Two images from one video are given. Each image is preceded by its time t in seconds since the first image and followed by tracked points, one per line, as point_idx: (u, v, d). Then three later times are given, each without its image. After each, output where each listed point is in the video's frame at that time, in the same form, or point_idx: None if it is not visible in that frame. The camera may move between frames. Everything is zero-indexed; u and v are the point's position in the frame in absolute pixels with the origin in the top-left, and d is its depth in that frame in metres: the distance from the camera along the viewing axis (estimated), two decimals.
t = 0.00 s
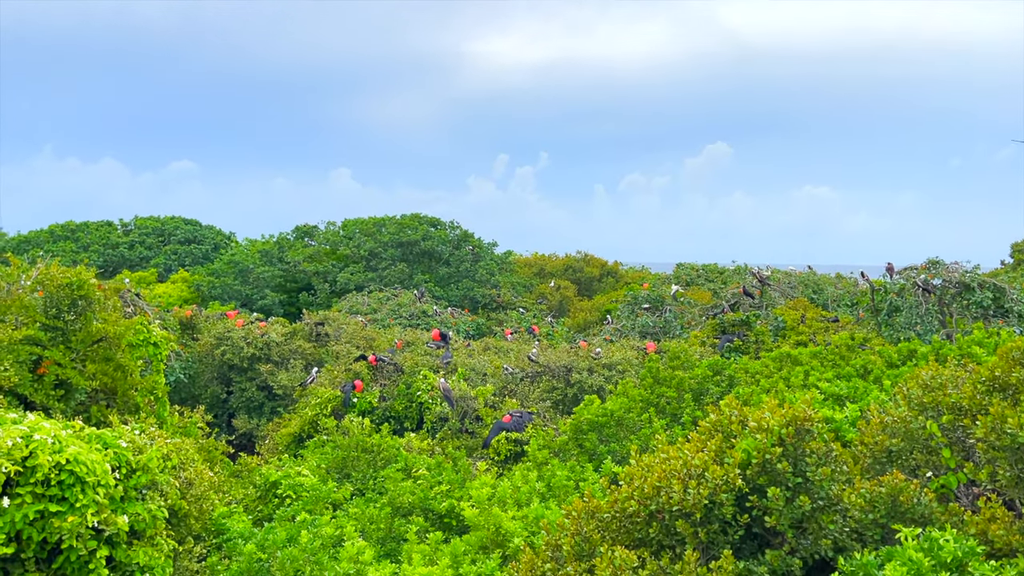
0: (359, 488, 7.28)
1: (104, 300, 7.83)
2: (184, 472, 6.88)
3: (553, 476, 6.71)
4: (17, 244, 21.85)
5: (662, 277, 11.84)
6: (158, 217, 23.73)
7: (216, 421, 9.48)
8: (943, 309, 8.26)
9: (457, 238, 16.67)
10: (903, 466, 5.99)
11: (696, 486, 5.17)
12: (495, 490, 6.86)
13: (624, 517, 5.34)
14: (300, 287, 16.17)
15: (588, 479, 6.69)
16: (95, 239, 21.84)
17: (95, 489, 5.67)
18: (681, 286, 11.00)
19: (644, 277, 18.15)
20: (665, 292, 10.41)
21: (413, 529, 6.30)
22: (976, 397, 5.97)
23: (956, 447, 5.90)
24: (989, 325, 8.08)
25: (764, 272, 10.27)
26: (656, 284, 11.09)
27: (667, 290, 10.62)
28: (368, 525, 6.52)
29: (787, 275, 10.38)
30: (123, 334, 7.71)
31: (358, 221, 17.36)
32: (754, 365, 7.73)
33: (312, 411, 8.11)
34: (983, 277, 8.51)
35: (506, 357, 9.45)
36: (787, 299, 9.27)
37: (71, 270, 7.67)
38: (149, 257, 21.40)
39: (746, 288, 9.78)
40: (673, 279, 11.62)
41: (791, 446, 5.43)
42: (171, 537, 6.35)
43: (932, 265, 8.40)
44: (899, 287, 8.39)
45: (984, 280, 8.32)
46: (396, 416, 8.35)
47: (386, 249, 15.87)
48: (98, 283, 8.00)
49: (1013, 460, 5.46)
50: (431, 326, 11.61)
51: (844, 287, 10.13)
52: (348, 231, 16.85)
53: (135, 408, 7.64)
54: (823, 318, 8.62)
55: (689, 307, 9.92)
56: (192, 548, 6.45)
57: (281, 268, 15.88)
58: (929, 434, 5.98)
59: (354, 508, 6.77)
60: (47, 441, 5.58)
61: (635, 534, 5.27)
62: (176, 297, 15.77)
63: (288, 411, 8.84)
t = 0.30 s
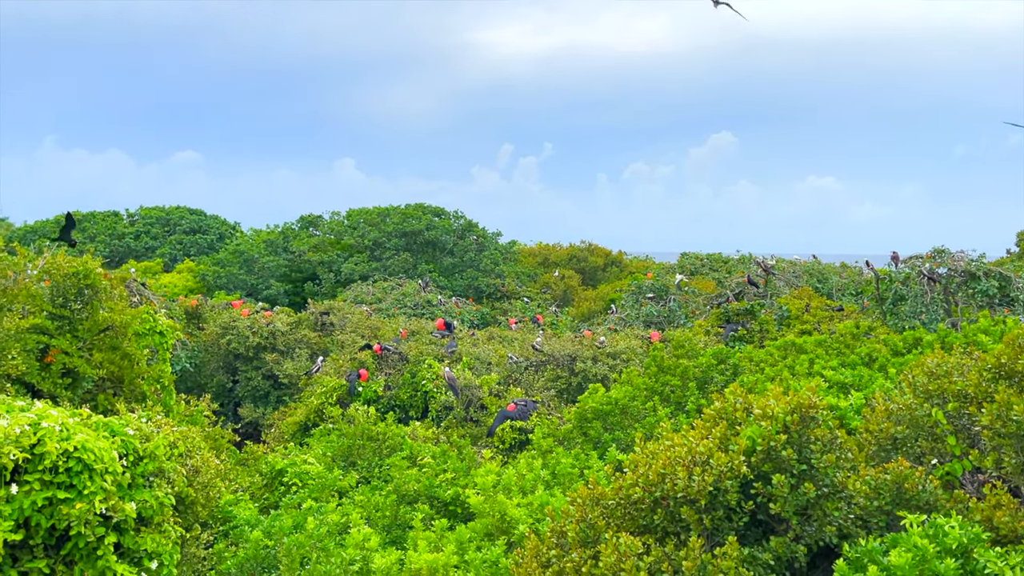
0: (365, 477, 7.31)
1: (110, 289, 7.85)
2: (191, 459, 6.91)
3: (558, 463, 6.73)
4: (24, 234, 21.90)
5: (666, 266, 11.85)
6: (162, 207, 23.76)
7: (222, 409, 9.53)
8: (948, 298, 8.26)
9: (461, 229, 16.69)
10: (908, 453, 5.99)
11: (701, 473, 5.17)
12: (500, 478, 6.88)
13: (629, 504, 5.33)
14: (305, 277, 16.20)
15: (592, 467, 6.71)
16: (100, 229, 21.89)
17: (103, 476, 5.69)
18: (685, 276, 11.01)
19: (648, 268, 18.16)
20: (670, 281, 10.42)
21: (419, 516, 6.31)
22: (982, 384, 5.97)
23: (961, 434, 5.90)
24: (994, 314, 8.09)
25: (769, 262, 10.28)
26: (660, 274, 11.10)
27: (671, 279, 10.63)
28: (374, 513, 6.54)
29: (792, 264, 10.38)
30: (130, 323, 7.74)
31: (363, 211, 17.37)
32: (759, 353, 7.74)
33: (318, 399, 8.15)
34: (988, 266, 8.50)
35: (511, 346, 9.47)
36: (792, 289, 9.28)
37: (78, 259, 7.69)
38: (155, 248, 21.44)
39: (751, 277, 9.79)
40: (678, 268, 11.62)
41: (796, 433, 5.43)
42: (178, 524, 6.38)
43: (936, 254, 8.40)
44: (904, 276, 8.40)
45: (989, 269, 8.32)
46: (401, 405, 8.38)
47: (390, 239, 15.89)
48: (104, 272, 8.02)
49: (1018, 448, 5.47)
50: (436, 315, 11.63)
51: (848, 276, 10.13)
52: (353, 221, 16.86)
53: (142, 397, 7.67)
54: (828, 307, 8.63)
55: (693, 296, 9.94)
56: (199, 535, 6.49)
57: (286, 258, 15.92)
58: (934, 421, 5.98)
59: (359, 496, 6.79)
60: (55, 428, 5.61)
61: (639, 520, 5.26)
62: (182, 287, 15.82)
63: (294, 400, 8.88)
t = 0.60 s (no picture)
0: (370, 465, 7.32)
1: (116, 279, 7.85)
2: (198, 448, 6.92)
3: (563, 451, 6.73)
4: (29, 224, 21.94)
5: (671, 254, 11.84)
6: (166, 197, 23.76)
7: (228, 399, 9.55)
8: (954, 286, 8.24)
9: (466, 217, 16.67)
10: (914, 441, 5.99)
11: (707, 461, 5.16)
12: (506, 466, 6.89)
13: (634, 492, 5.33)
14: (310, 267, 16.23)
15: (597, 455, 6.71)
16: (105, 219, 21.92)
17: (111, 464, 5.70)
18: (690, 264, 11.00)
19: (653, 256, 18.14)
20: (675, 270, 10.42)
21: (425, 504, 6.33)
22: (989, 371, 5.95)
23: (968, 422, 5.89)
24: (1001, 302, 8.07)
25: (774, 250, 10.26)
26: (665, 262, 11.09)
27: (676, 268, 10.62)
28: (380, 501, 6.56)
29: (798, 252, 10.36)
30: (135, 312, 7.74)
31: (367, 200, 17.36)
32: (764, 341, 7.74)
33: (323, 388, 8.16)
34: (995, 254, 8.47)
35: (515, 334, 9.48)
36: (797, 277, 9.27)
37: (83, 249, 7.68)
38: (159, 237, 21.48)
39: (756, 266, 9.78)
40: (683, 257, 11.61)
41: (802, 421, 5.41)
42: (185, 512, 6.40)
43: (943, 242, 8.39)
44: (911, 264, 8.38)
45: (996, 257, 8.29)
46: (406, 394, 8.40)
47: (394, 228, 15.87)
48: (110, 261, 8.02)
49: None
50: (441, 304, 11.64)
51: (854, 264, 10.11)
52: (357, 210, 16.84)
53: (148, 385, 7.70)
54: (833, 295, 8.62)
55: (699, 284, 9.94)
56: (206, 523, 6.51)
57: (291, 247, 15.93)
58: (941, 409, 5.97)
59: (365, 484, 6.81)
60: (62, 417, 5.62)
61: (645, 508, 5.27)
62: (187, 277, 15.85)
63: (299, 389, 8.90)
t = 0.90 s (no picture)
0: (375, 454, 7.34)
1: (120, 268, 7.85)
2: (203, 437, 6.92)
3: (568, 439, 6.73)
4: (33, 215, 21.97)
5: (676, 243, 11.82)
6: (170, 186, 23.76)
7: (232, 388, 9.57)
8: (960, 273, 8.22)
9: (469, 207, 16.65)
10: (920, 428, 5.97)
11: (712, 448, 5.14)
12: (510, 454, 6.89)
13: (639, 479, 5.33)
14: (314, 257, 16.25)
15: (602, 443, 6.71)
16: (109, 209, 21.93)
17: (116, 453, 5.71)
18: (695, 252, 10.99)
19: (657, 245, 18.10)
20: (680, 259, 10.41)
21: (430, 492, 6.33)
22: (995, 358, 5.93)
23: (974, 409, 5.87)
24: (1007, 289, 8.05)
25: (779, 238, 10.24)
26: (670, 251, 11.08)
27: (681, 257, 10.61)
28: (385, 489, 6.57)
29: (802, 240, 10.33)
30: (139, 302, 7.71)
31: (371, 190, 17.35)
32: (769, 329, 7.73)
33: (328, 377, 8.18)
34: (1002, 241, 8.43)
35: (520, 323, 9.47)
36: (802, 265, 9.25)
37: (87, 239, 7.69)
38: (163, 227, 21.50)
39: (761, 254, 9.76)
40: (687, 245, 11.59)
41: (807, 408, 5.40)
42: (191, 500, 6.41)
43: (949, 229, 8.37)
44: (916, 252, 8.37)
45: (1002, 244, 8.26)
46: (410, 383, 8.41)
47: (398, 218, 15.87)
48: (114, 252, 8.04)
49: None
50: (445, 294, 11.64)
51: (859, 252, 10.08)
52: (361, 199, 16.83)
53: (153, 375, 7.74)
54: (838, 283, 8.60)
55: (703, 272, 9.93)
56: (212, 511, 6.53)
57: (295, 237, 15.94)
58: (946, 396, 5.94)
59: (370, 473, 6.82)
60: (67, 406, 5.63)
61: (650, 496, 5.26)
62: (191, 267, 15.88)
63: (304, 378, 8.92)
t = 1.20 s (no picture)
0: (379, 443, 7.35)
1: (125, 259, 7.87)
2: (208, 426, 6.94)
3: (572, 429, 6.74)
4: (38, 206, 22.03)
5: (680, 232, 11.79)
6: (175, 177, 23.79)
7: (237, 378, 9.60)
8: (965, 262, 8.20)
9: (473, 197, 16.63)
10: (924, 416, 5.96)
11: (715, 437, 5.13)
12: (514, 444, 6.90)
13: (642, 468, 5.33)
14: (318, 247, 16.27)
15: (606, 432, 6.71)
16: (114, 200, 21.98)
17: (121, 443, 5.72)
18: (699, 242, 10.97)
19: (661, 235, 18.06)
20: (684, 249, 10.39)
21: (434, 481, 6.35)
22: (999, 346, 5.92)
23: (978, 397, 5.85)
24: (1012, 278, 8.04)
25: (783, 227, 10.21)
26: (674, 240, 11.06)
27: (685, 247, 10.59)
28: (389, 479, 6.58)
29: (807, 230, 10.31)
30: (143, 293, 7.75)
31: (375, 180, 17.35)
32: (773, 319, 7.72)
33: (332, 367, 8.20)
34: (1007, 230, 8.40)
35: (524, 313, 9.47)
36: (806, 255, 9.24)
37: (91, 229, 7.69)
38: (168, 218, 21.54)
39: (766, 243, 9.74)
40: (692, 234, 11.57)
41: (811, 397, 5.38)
42: (196, 490, 6.43)
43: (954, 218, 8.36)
44: (921, 241, 8.36)
45: (1007, 233, 8.22)
46: (415, 372, 8.42)
47: (402, 208, 15.86)
48: (118, 242, 8.04)
49: None
50: (448, 284, 11.64)
51: (864, 242, 10.07)
52: (364, 190, 16.82)
53: (157, 365, 7.74)
54: (843, 273, 8.58)
55: (708, 262, 9.92)
56: (217, 501, 6.55)
57: (300, 227, 15.96)
58: (951, 384, 5.92)
59: (374, 462, 6.84)
60: (72, 396, 5.65)
61: (653, 484, 5.27)
62: (196, 257, 15.92)
63: (308, 368, 8.94)
